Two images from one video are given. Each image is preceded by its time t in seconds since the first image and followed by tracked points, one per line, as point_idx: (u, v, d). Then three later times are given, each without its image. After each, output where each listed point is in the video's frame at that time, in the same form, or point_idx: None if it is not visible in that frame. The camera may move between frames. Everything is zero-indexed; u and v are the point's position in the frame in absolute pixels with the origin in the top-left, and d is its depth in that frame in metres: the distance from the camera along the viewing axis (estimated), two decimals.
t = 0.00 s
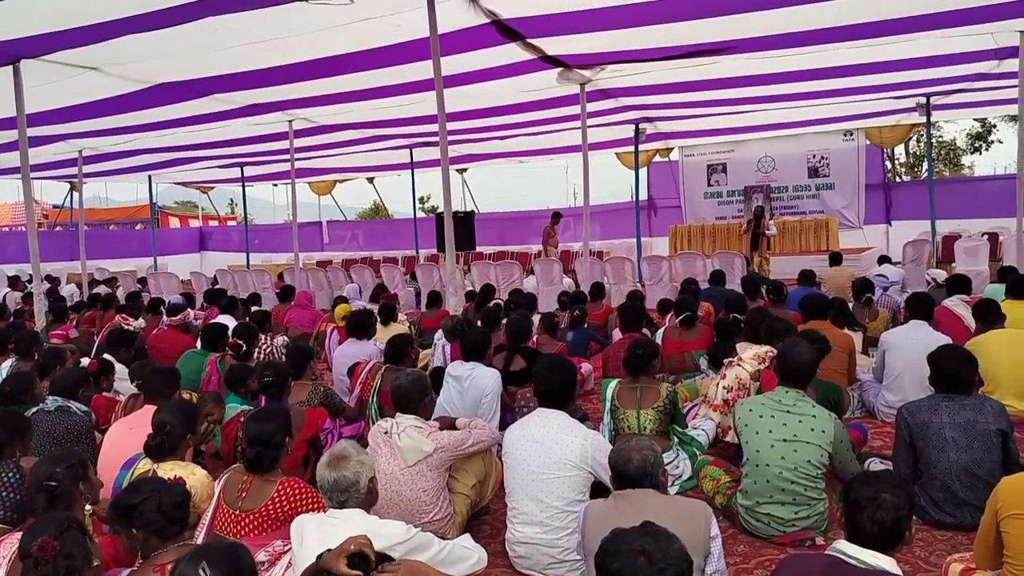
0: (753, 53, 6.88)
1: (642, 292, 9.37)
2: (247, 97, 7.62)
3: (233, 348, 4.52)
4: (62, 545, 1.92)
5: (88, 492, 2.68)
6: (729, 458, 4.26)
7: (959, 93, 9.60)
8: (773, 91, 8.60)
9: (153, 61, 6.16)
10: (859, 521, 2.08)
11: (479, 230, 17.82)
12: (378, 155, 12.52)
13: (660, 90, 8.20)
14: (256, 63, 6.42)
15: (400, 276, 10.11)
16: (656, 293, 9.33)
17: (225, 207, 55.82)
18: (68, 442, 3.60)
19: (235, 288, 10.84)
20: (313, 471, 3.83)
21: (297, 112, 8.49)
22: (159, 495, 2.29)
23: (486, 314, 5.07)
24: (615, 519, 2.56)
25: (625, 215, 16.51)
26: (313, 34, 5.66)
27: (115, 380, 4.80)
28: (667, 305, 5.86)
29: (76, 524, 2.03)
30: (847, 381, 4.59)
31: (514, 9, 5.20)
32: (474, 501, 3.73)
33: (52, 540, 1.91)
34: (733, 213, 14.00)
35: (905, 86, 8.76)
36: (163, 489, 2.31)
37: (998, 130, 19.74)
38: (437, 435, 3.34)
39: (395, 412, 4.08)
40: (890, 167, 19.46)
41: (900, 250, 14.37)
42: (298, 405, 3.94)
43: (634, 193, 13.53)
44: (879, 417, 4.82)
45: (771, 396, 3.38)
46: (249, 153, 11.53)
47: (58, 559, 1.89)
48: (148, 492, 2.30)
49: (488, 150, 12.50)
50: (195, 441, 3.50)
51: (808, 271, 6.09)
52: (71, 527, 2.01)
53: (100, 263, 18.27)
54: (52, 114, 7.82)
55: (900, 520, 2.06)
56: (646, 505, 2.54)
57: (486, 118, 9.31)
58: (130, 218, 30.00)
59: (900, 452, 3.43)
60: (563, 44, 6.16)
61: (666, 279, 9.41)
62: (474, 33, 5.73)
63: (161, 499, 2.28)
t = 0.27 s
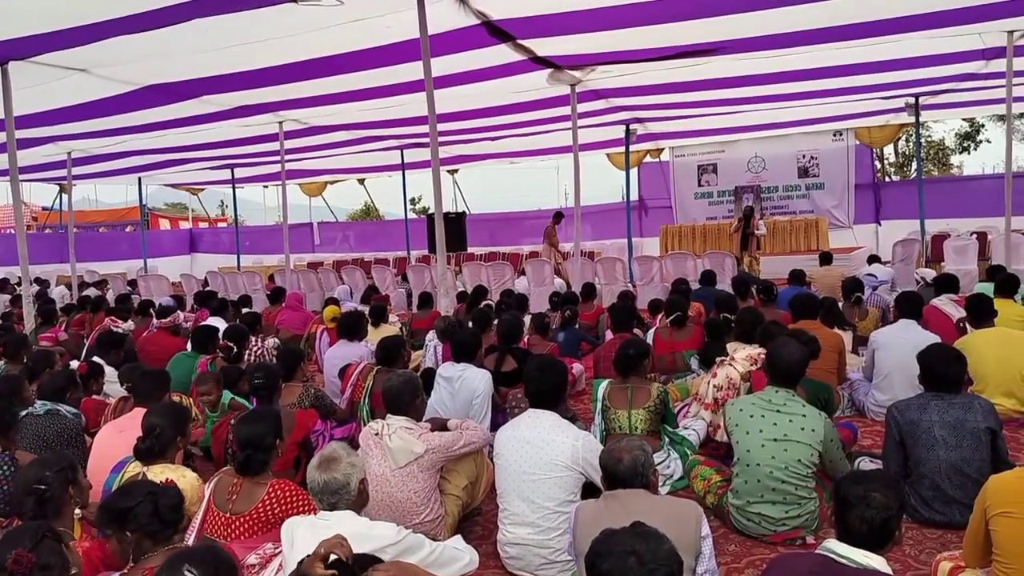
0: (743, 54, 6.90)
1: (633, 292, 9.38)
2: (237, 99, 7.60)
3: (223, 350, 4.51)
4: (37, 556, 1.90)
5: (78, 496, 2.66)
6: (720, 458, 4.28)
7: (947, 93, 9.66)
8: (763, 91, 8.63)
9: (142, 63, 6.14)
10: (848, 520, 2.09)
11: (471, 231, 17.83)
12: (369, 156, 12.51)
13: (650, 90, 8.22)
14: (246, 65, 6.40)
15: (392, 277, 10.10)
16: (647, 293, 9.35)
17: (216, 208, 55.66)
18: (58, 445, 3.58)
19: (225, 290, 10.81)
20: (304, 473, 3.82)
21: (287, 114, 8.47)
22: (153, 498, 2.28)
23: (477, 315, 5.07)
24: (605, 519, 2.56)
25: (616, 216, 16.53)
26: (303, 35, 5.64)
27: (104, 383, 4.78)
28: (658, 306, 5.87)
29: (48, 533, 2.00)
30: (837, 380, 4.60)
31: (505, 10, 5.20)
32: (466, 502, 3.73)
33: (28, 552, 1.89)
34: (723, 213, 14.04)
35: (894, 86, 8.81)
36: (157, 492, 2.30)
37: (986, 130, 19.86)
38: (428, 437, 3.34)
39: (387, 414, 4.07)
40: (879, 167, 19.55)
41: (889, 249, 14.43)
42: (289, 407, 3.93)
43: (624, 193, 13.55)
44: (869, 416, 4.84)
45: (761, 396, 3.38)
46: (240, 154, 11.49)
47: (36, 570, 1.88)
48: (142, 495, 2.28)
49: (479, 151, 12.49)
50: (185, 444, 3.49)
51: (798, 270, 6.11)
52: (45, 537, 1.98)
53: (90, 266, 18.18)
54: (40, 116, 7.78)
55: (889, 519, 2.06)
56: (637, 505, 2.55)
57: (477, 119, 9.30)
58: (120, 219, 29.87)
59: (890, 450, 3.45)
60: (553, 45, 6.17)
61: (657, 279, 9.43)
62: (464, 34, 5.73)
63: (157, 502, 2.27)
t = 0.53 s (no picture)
0: (736, 54, 6.90)
1: (628, 292, 9.39)
2: (230, 101, 7.58)
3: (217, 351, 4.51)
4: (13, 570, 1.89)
5: (74, 501, 2.65)
6: (714, 457, 4.28)
7: (939, 93, 9.69)
8: (756, 91, 8.64)
9: (134, 65, 6.12)
10: (842, 519, 2.10)
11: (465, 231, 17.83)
12: (362, 157, 12.49)
13: (644, 91, 8.23)
14: (238, 66, 6.39)
15: (386, 278, 10.09)
16: (641, 293, 9.36)
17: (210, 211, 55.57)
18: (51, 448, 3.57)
19: (219, 293, 10.78)
20: (299, 476, 3.81)
21: (280, 116, 8.45)
22: (149, 502, 2.27)
23: (472, 316, 5.07)
24: (601, 520, 2.56)
25: (610, 216, 16.55)
26: (297, 36, 5.62)
27: (97, 386, 4.77)
28: (652, 306, 5.88)
29: (27, 544, 1.99)
30: (831, 379, 4.61)
31: (498, 11, 5.20)
32: (461, 504, 3.73)
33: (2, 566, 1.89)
34: (717, 213, 14.07)
35: (886, 86, 8.84)
36: (152, 494, 2.29)
37: (978, 129, 19.92)
38: (423, 438, 3.33)
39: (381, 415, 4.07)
40: (872, 166, 19.61)
41: (883, 248, 14.48)
42: (283, 409, 3.92)
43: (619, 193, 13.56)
44: (863, 415, 4.85)
45: (754, 395, 3.39)
46: (233, 156, 11.47)
47: None
48: (136, 499, 2.27)
49: (473, 152, 12.49)
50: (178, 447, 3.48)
51: (792, 269, 6.11)
52: (23, 549, 1.96)
53: (83, 269, 18.12)
54: (32, 119, 7.74)
55: (884, 518, 2.07)
56: (633, 505, 2.55)
57: (471, 120, 9.30)
58: (113, 222, 29.79)
59: (885, 449, 3.45)
60: (546, 46, 6.17)
61: (651, 279, 9.44)
62: (458, 34, 5.73)
63: (152, 505, 2.26)
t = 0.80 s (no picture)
0: (732, 55, 6.91)
1: (624, 293, 9.41)
2: (225, 103, 7.57)
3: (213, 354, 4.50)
4: None
5: (72, 506, 2.64)
6: (711, 458, 4.28)
7: (934, 93, 9.72)
8: (751, 92, 8.66)
9: (129, 68, 6.11)
10: (838, 520, 2.10)
11: (461, 232, 17.83)
12: (359, 159, 12.49)
13: (639, 92, 8.25)
14: (234, 68, 6.38)
15: (382, 280, 10.10)
16: (638, 294, 9.38)
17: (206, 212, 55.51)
18: (47, 451, 3.56)
19: (215, 295, 10.78)
20: (295, 478, 3.80)
21: (276, 118, 8.44)
22: (145, 506, 2.27)
23: (469, 317, 5.07)
24: (598, 521, 2.56)
25: (606, 217, 16.57)
26: (292, 39, 5.62)
27: (93, 389, 4.77)
28: (649, 306, 5.88)
29: (18, 553, 1.98)
30: (827, 380, 4.62)
31: (493, 13, 5.21)
32: (458, 506, 3.73)
33: None
34: (713, 213, 14.09)
35: (881, 87, 8.86)
36: (148, 499, 2.29)
37: (973, 129, 19.98)
38: (420, 440, 3.33)
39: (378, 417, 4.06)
40: (867, 167, 19.66)
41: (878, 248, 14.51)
42: (279, 412, 3.92)
43: (615, 194, 13.58)
44: (859, 415, 4.86)
45: (748, 396, 3.40)
46: (229, 158, 11.46)
47: None
48: (132, 503, 2.26)
49: (469, 153, 12.49)
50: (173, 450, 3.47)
51: (788, 270, 6.12)
52: (12, 558, 1.96)
53: (79, 271, 18.09)
54: (27, 122, 7.73)
55: (880, 518, 2.07)
56: (629, 507, 2.55)
57: (467, 121, 9.30)
58: (110, 224, 29.75)
59: (881, 449, 3.46)
60: (541, 47, 6.17)
61: (647, 280, 9.46)
62: (453, 36, 5.73)
63: (149, 510, 2.26)
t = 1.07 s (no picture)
0: (725, 57, 6.93)
1: (618, 295, 9.42)
2: (217, 105, 7.56)
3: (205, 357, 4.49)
4: None
5: (66, 510, 2.63)
6: (704, 460, 4.29)
7: (926, 96, 9.76)
8: (744, 94, 8.68)
9: (121, 69, 6.09)
10: (829, 521, 2.11)
11: (455, 235, 17.83)
12: (352, 161, 12.48)
13: (632, 94, 8.26)
14: (226, 70, 6.37)
15: (376, 282, 10.10)
16: (631, 296, 9.40)
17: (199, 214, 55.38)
18: (39, 455, 3.53)
19: (208, 297, 10.75)
20: (288, 482, 3.80)
21: (269, 119, 8.43)
22: (138, 510, 2.26)
23: (462, 320, 5.08)
24: (591, 522, 2.56)
25: (600, 219, 16.59)
26: (286, 40, 5.61)
27: (85, 392, 4.76)
28: (643, 308, 5.89)
29: (12, 559, 1.98)
30: (820, 381, 4.63)
31: (485, 15, 5.21)
32: (451, 508, 3.73)
33: None
34: (706, 215, 14.13)
35: (873, 89, 8.90)
36: (142, 502, 2.28)
37: (965, 132, 20.07)
38: (412, 443, 3.33)
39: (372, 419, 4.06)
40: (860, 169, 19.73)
41: (871, 250, 14.56)
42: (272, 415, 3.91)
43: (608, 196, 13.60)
44: (852, 417, 4.88)
45: (739, 398, 3.41)
46: (222, 160, 11.44)
47: None
48: (127, 505, 2.26)
49: (463, 155, 12.49)
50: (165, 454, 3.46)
51: (781, 272, 6.13)
52: (4, 563, 1.95)
53: (71, 274, 18.03)
54: (18, 124, 7.70)
55: (871, 519, 2.08)
56: (621, 508, 2.55)
57: (461, 123, 9.30)
58: (103, 227, 29.66)
59: (873, 451, 3.47)
60: (534, 49, 6.18)
61: (641, 282, 9.47)
62: (446, 38, 5.73)
63: (141, 514, 2.25)
